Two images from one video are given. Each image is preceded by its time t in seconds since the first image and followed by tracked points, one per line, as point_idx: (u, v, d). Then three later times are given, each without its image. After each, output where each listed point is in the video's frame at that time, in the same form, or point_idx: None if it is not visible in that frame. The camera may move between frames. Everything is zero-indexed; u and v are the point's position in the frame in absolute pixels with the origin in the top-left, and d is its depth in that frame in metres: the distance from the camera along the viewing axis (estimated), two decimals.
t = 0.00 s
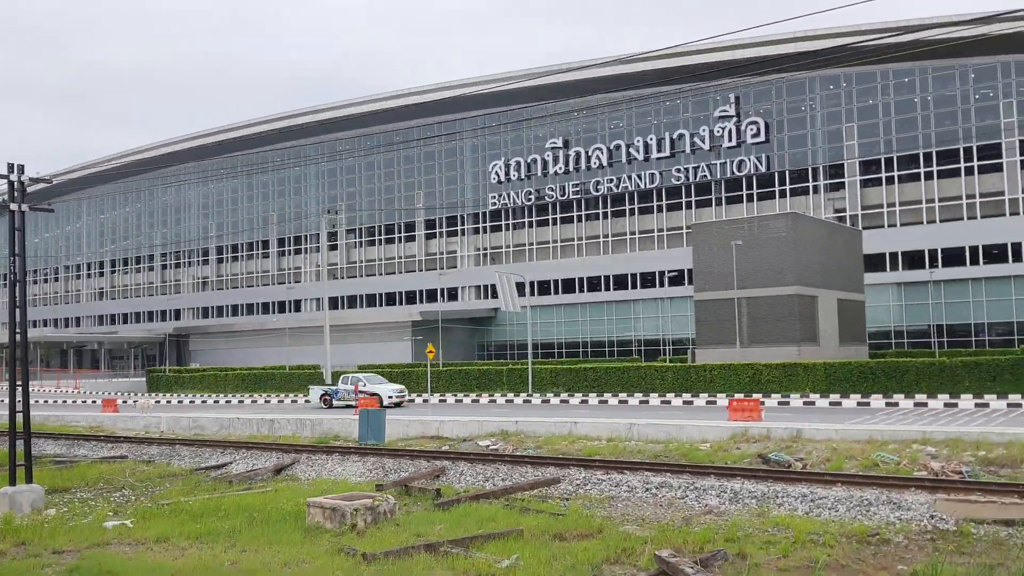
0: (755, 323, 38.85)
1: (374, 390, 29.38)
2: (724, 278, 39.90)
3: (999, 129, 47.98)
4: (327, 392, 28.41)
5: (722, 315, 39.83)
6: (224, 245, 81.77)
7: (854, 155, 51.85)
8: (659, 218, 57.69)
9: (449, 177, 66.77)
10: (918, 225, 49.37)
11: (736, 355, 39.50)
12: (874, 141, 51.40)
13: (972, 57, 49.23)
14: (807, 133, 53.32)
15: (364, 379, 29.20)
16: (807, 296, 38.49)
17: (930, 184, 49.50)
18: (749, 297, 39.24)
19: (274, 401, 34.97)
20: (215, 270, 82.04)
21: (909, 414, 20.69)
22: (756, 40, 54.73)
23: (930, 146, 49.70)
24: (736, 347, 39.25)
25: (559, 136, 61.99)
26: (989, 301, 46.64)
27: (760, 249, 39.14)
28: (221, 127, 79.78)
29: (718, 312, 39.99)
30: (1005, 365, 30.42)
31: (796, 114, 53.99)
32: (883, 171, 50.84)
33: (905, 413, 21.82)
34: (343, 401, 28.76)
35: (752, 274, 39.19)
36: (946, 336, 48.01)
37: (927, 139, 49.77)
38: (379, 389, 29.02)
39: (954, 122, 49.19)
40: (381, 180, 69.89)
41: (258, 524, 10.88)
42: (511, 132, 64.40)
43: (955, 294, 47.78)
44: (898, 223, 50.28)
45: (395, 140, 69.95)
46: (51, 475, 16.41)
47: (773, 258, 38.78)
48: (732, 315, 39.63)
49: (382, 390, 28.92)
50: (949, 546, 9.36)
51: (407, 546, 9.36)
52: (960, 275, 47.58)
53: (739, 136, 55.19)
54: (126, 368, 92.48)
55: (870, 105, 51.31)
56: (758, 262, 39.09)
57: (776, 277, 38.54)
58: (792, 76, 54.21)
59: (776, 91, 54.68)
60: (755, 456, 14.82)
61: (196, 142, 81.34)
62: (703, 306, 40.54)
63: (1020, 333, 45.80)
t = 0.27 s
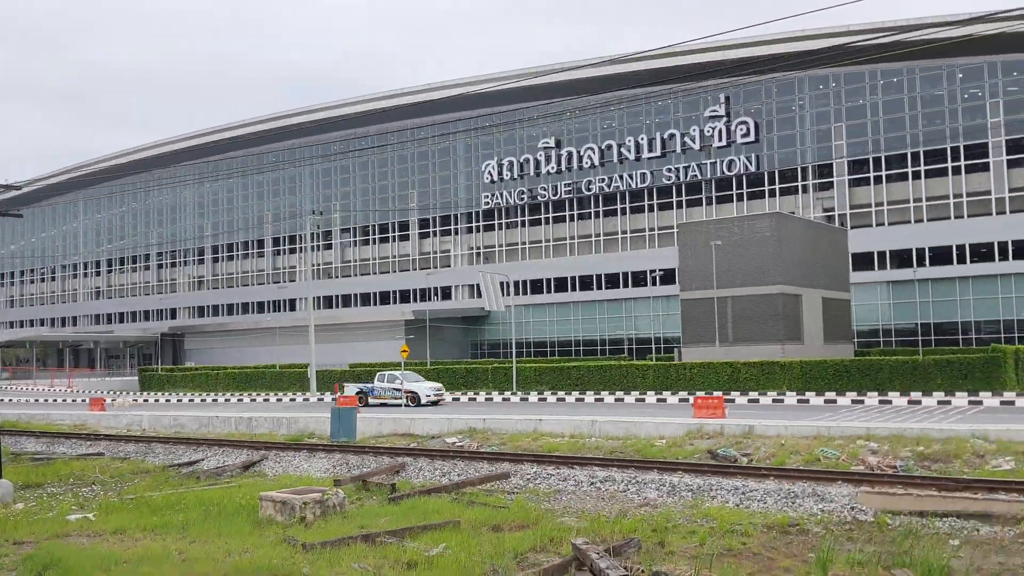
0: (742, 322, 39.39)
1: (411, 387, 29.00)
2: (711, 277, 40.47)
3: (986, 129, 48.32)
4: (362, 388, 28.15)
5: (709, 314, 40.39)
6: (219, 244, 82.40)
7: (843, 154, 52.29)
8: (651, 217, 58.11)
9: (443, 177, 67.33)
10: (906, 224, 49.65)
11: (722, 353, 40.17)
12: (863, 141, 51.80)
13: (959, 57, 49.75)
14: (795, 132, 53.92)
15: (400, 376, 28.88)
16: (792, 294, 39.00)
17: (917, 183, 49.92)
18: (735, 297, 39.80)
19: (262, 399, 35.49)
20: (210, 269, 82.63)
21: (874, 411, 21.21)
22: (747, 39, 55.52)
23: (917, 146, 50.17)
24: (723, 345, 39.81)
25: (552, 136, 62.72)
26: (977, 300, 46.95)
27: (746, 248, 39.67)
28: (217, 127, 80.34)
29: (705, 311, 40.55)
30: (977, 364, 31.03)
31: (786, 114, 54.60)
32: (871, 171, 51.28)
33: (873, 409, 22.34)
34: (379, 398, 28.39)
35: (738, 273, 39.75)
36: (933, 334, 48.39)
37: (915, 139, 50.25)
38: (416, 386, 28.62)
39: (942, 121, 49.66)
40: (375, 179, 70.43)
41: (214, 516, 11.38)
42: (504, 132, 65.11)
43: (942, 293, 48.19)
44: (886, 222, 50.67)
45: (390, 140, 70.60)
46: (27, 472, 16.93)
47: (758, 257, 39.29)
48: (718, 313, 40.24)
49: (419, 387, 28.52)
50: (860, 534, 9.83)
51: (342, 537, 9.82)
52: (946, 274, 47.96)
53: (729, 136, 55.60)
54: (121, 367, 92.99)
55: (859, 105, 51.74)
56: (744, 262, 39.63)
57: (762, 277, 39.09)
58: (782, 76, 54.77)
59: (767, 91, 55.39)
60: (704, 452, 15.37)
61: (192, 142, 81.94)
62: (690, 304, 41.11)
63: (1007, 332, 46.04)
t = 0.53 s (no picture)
0: (729, 320, 39.87)
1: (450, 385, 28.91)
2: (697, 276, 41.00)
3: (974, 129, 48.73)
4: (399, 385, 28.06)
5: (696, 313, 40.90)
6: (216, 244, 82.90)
7: (832, 153, 52.92)
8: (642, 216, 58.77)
9: (438, 176, 67.82)
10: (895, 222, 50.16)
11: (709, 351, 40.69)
12: (852, 140, 52.41)
13: (947, 57, 50.21)
14: (786, 131, 54.46)
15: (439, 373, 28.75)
16: (777, 293, 39.43)
17: (906, 182, 50.54)
18: (722, 295, 40.29)
19: (249, 397, 35.94)
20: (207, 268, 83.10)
21: (845, 408, 21.52)
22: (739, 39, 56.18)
23: (906, 145, 50.64)
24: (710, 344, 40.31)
25: (545, 135, 63.26)
26: (964, 298, 47.00)
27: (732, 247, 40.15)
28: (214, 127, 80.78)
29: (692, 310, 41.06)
30: (950, 361, 31.30)
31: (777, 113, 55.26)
32: (860, 170, 51.91)
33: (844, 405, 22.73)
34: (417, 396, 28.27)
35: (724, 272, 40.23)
36: (921, 331, 48.39)
37: (903, 138, 50.73)
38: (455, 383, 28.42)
39: (930, 120, 50.11)
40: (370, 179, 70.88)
41: (173, 510, 11.89)
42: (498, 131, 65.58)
43: (932, 290, 48.15)
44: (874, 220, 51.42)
45: (386, 140, 71.44)
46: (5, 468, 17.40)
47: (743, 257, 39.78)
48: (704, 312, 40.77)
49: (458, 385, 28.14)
50: (781, 524, 10.29)
51: (289, 529, 10.30)
52: (935, 272, 47.93)
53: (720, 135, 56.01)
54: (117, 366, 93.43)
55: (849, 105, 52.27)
56: (730, 260, 40.12)
57: (747, 275, 39.57)
58: (773, 76, 55.28)
59: (760, 91, 55.92)
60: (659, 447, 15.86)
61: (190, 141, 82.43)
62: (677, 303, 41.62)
63: (991, 331, 46.25)
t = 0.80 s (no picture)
0: (715, 318, 40.44)
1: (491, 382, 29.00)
2: (684, 274, 41.54)
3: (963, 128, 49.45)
4: (439, 384, 28.18)
5: (683, 311, 41.45)
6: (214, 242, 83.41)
7: (823, 152, 53.21)
8: (636, 215, 59.21)
9: (433, 175, 68.29)
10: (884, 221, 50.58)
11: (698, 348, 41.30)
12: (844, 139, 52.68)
13: (936, 57, 50.57)
14: (776, 130, 54.82)
15: (478, 371, 28.86)
16: (763, 290, 39.99)
17: (895, 181, 50.90)
18: (708, 294, 40.83)
19: (239, 394, 36.40)
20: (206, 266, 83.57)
21: (818, 404, 21.96)
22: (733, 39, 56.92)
23: (895, 144, 51.09)
24: (697, 342, 40.88)
25: (538, 135, 63.55)
26: (952, 296, 47.62)
27: (717, 246, 40.65)
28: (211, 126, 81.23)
29: (679, 308, 41.61)
30: (924, 358, 31.71)
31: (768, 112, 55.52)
32: (851, 169, 52.14)
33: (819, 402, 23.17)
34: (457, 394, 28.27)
35: (711, 271, 40.75)
36: (911, 329, 48.90)
37: (893, 137, 51.19)
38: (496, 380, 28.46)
39: (919, 119, 50.78)
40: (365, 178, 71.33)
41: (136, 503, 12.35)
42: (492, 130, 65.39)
43: (920, 289, 48.64)
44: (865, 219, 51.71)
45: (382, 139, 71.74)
46: None
47: (728, 254, 40.32)
48: (692, 309, 41.36)
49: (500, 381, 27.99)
50: (711, 514, 10.76)
51: (239, 520, 10.77)
52: (924, 270, 48.38)
53: (712, 134, 56.50)
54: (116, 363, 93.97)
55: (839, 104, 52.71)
56: (716, 260, 40.63)
57: (733, 274, 40.08)
58: (764, 75, 55.67)
59: (752, 89, 56.15)
60: (615, 443, 16.35)
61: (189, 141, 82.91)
62: (664, 302, 42.15)
63: (979, 329, 47.03)
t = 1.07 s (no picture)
0: (703, 317, 41.03)
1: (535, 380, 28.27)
2: (675, 274, 42.17)
3: (952, 126, 49.71)
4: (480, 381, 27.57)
5: (673, 310, 42.08)
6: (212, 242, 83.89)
7: (814, 149, 53.64)
8: (629, 214, 59.51)
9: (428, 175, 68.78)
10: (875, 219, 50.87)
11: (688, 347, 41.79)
12: (835, 138, 53.12)
13: (925, 55, 50.92)
14: (768, 129, 55.23)
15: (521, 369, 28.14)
16: (751, 289, 40.47)
17: (885, 179, 51.24)
18: (697, 292, 41.41)
19: (229, 393, 36.85)
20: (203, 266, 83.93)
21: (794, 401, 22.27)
22: (725, 38, 56.98)
23: (887, 143, 51.42)
24: (686, 340, 41.46)
25: (533, 135, 64.05)
26: (942, 293, 48.03)
27: (706, 246, 41.23)
28: (208, 126, 81.69)
29: (669, 307, 42.24)
30: (900, 357, 32.42)
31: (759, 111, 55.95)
32: (842, 168, 52.62)
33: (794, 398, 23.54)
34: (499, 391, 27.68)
35: (699, 270, 41.33)
36: (901, 326, 49.25)
37: (884, 136, 51.55)
38: (541, 378, 27.69)
39: (909, 118, 50.98)
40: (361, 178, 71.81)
41: (104, 499, 12.81)
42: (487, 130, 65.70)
43: (910, 286, 49.08)
44: (855, 217, 52.06)
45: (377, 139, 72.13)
46: None
47: (718, 253, 40.90)
48: (682, 308, 41.91)
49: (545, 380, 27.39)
50: (650, 504, 11.28)
51: (197, 513, 11.27)
52: (915, 268, 48.90)
53: (705, 133, 57.08)
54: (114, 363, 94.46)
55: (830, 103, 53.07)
56: (705, 259, 41.20)
57: (722, 273, 40.62)
58: (755, 74, 56.05)
59: (743, 88, 56.47)
60: (576, 439, 16.82)
61: (186, 140, 83.37)
62: (654, 300, 42.81)
63: (968, 324, 47.46)
